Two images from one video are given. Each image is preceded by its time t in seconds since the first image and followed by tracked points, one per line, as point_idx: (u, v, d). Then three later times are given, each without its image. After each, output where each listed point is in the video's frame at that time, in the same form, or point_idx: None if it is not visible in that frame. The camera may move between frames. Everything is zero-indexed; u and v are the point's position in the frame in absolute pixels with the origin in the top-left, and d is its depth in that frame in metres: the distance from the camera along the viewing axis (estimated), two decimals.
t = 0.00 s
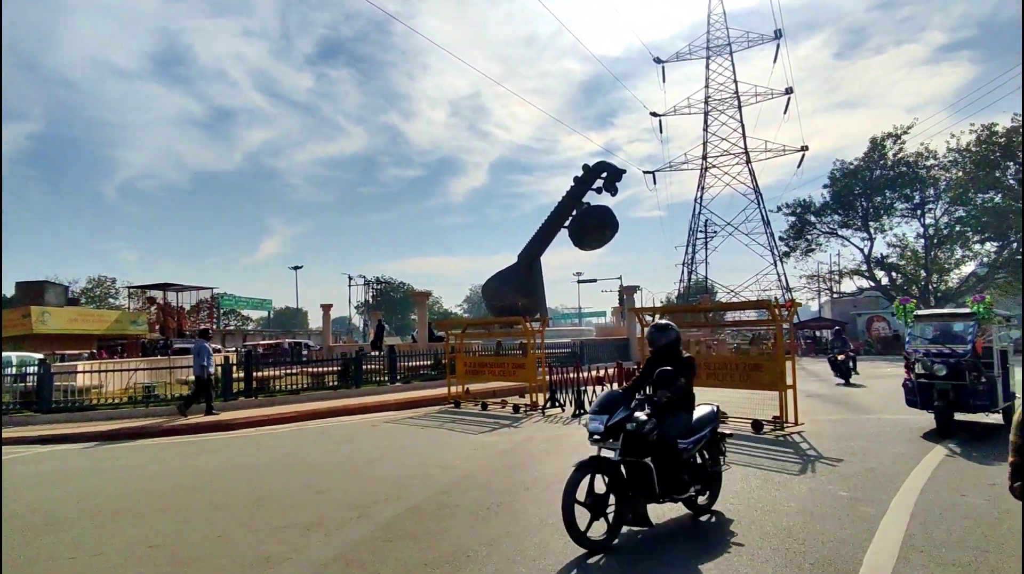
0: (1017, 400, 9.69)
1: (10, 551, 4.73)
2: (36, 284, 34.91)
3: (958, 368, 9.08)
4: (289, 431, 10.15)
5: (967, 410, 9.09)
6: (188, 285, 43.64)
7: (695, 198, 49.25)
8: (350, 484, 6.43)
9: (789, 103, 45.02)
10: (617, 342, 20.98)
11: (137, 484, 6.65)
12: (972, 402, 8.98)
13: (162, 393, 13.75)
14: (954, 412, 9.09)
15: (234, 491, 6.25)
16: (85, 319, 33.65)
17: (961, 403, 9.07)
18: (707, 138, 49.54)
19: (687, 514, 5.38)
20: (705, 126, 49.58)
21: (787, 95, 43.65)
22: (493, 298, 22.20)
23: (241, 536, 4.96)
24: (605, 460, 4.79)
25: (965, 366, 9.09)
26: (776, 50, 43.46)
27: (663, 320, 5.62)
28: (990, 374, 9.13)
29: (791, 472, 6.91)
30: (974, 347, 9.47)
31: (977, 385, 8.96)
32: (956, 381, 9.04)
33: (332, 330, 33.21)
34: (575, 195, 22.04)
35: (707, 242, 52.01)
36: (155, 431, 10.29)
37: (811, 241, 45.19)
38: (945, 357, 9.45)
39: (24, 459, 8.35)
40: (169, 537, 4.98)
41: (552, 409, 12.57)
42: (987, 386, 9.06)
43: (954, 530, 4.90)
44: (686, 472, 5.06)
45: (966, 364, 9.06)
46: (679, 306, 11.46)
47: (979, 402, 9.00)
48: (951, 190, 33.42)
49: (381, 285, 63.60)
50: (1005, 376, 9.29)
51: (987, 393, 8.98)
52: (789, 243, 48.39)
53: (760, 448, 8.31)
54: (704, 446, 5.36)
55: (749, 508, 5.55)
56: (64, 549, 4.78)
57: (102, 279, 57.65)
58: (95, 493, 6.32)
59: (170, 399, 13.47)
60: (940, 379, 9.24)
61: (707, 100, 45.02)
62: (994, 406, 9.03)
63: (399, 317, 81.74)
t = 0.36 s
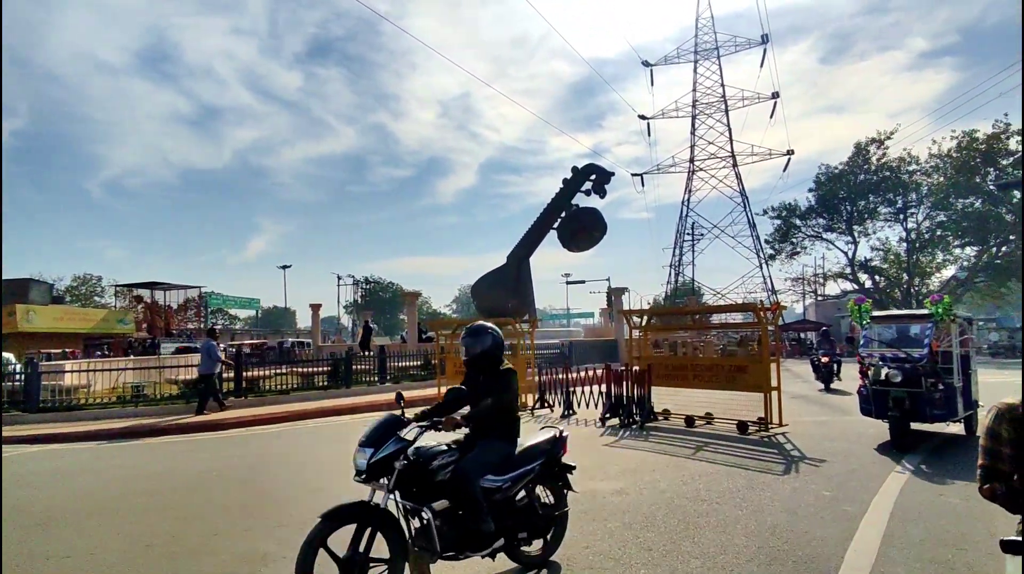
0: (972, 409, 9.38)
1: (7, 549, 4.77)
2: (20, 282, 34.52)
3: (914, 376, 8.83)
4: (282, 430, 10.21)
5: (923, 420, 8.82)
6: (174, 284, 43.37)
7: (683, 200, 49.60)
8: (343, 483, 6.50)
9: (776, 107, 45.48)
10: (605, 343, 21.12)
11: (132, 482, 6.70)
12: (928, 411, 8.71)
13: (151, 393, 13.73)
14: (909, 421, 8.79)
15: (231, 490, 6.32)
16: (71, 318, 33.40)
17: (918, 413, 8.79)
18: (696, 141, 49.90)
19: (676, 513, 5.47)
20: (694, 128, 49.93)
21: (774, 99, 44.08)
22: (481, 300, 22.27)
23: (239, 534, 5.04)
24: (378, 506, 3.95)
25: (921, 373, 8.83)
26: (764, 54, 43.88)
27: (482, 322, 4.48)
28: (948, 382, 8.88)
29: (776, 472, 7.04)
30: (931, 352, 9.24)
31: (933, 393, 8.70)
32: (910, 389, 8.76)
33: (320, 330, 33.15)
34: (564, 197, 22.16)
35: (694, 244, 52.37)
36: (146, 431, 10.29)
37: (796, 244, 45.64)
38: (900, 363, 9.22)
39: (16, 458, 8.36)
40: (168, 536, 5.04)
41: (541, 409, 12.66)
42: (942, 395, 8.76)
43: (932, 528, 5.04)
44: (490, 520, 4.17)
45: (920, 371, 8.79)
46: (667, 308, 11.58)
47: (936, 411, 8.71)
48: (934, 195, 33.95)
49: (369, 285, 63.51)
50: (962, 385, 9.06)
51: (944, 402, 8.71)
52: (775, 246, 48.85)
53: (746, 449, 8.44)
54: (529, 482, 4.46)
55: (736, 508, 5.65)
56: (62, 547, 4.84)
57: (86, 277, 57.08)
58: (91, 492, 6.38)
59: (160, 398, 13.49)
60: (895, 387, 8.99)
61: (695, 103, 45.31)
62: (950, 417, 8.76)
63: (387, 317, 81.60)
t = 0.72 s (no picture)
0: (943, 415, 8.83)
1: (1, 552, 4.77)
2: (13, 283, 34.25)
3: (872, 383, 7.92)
4: (277, 432, 10.21)
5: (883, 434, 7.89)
6: (167, 286, 43.20)
7: (677, 202, 49.75)
8: (337, 485, 6.51)
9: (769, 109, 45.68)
10: (599, 344, 21.16)
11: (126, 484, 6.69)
12: (889, 423, 7.79)
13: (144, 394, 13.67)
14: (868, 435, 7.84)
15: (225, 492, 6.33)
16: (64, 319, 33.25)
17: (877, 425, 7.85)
18: (691, 143, 49.98)
19: (669, 513, 5.49)
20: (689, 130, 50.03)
21: (768, 102, 44.29)
22: (476, 301, 22.26)
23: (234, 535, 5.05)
24: None
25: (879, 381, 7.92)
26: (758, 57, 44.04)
27: (123, 324, 3.79)
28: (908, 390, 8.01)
29: (768, 473, 7.08)
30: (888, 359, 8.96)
31: (893, 403, 7.79)
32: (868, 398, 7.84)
33: (315, 331, 33.08)
34: (559, 199, 22.19)
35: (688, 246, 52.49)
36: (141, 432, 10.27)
37: (790, 246, 45.86)
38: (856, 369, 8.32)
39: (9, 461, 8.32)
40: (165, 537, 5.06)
41: (536, 411, 12.67)
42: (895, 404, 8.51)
43: (924, 529, 5.06)
44: None
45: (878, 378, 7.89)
46: (661, 310, 11.61)
47: (897, 423, 7.81)
48: (925, 198, 34.17)
49: (365, 287, 63.44)
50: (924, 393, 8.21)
51: (906, 413, 7.81)
52: (768, 248, 49.02)
53: (740, 450, 8.47)
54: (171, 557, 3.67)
55: (730, 509, 5.67)
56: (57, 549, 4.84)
57: (78, 278, 56.77)
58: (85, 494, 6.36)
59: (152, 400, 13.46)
60: (852, 396, 8.04)
61: (689, 105, 45.44)
62: (912, 429, 7.86)
63: (381, 319, 81.45)
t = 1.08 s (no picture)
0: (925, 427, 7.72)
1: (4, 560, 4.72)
2: (21, 289, 34.32)
3: (839, 393, 6.85)
4: (283, 436, 10.19)
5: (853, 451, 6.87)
6: (174, 291, 43.29)
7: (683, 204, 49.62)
8: (341, 489, 6.47)
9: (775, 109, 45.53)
10: (606, 347, 21.10)
11: (130, 491, 6.66)
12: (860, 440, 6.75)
13: (151, 400, 13.69)
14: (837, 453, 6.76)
15: (230, 498, 6.29)
16: (72, 325, 33.36)
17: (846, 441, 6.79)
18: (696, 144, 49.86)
19: (676, 517, 5.44)
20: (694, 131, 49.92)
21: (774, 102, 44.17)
22: (482, 304, 22.21)
23: (238, 542, 4.99)
24: None
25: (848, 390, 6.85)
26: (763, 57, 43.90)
27: None
28: (880, 399, 7.04)
29: (778, 476, 7.01)
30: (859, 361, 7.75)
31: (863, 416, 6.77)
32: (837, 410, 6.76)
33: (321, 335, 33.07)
34: (564, 201, 22.15)
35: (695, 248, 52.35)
36: (147, 438, 10.26)
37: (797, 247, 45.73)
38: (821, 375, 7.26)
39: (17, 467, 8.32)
40: (168, 543, 5.02)
41: (542, 414, 12.62)
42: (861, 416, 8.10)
43: (936, 535, 4.99)
44: None
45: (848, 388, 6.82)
46: (667, 312, 11.54)
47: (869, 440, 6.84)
48: (934, 197, 34.07)
49: (370, 291, 63.46)
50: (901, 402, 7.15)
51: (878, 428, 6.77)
52: (775, 248, 48.83)
53: (748, 453, 8.40)
54: None
55: (738, 513, 5.60)
56: (60, 557, 4.80)
57: (86, 284, 57.00)
58: (90, 501, 6.33)
59: (159, 405, 13.47)
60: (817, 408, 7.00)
61: (694, 106, 45.29)
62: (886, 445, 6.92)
63: (388, 323, 81.48)
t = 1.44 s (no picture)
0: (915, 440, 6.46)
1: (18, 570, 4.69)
2: (39, 298, 34.69)
3: (801, 406, 5.66)
4: (298, 442, 10.18)
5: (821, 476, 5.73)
6: (191, 298, 43.63)
7: (697, 203, 49.29)
8: (355, 495, 6.43)
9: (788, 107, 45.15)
10: (621, 348, 20.96)
11: (145, 498, 6.64)
12: (830, 464, 5.60)
13: (167, 406, 13.78)
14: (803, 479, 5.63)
15: (243, 504, 6.24)
16: (90, 333, 33.69)
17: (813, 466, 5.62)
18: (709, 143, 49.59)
19: (695, 522, 5.33)
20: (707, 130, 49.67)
21: (788, 99, 43.86)
22: (495, 306, 22.16)
23: (250, 549, 4.93)
24: None
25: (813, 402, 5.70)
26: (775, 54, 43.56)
27: None
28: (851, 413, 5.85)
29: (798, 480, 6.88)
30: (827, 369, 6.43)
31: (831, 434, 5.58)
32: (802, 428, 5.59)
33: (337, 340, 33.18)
34: (576, 202, 22.07)
35: (709, 247, 51.98)
36: (162, 445, 10.29)
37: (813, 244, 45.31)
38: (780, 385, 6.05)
39: (35, 474, 8.37)
40: (181, 551, 4.98)
41: (557, 417, 12.52)
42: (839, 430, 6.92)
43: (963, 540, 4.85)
44: None
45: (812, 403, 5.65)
46: (683, 312, 11.40)
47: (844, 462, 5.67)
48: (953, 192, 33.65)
49: (385, 294, 63.67)
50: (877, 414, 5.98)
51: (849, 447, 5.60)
52: (791, 246, 48.39)
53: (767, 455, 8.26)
54: None
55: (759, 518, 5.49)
56: (73, 565, 4.76)
57: (104, 292, 57.59)
58: (104, 509, 6.31)
59: (174, 411, 13.55)
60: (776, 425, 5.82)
61: (707, 104, 44.99)
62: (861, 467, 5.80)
63: (402, 327, 81.67)
